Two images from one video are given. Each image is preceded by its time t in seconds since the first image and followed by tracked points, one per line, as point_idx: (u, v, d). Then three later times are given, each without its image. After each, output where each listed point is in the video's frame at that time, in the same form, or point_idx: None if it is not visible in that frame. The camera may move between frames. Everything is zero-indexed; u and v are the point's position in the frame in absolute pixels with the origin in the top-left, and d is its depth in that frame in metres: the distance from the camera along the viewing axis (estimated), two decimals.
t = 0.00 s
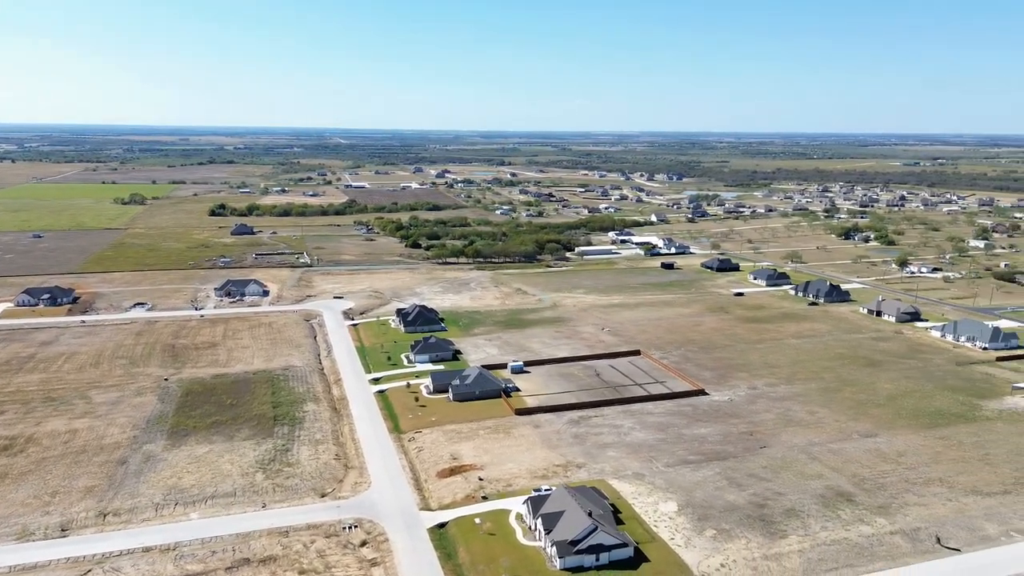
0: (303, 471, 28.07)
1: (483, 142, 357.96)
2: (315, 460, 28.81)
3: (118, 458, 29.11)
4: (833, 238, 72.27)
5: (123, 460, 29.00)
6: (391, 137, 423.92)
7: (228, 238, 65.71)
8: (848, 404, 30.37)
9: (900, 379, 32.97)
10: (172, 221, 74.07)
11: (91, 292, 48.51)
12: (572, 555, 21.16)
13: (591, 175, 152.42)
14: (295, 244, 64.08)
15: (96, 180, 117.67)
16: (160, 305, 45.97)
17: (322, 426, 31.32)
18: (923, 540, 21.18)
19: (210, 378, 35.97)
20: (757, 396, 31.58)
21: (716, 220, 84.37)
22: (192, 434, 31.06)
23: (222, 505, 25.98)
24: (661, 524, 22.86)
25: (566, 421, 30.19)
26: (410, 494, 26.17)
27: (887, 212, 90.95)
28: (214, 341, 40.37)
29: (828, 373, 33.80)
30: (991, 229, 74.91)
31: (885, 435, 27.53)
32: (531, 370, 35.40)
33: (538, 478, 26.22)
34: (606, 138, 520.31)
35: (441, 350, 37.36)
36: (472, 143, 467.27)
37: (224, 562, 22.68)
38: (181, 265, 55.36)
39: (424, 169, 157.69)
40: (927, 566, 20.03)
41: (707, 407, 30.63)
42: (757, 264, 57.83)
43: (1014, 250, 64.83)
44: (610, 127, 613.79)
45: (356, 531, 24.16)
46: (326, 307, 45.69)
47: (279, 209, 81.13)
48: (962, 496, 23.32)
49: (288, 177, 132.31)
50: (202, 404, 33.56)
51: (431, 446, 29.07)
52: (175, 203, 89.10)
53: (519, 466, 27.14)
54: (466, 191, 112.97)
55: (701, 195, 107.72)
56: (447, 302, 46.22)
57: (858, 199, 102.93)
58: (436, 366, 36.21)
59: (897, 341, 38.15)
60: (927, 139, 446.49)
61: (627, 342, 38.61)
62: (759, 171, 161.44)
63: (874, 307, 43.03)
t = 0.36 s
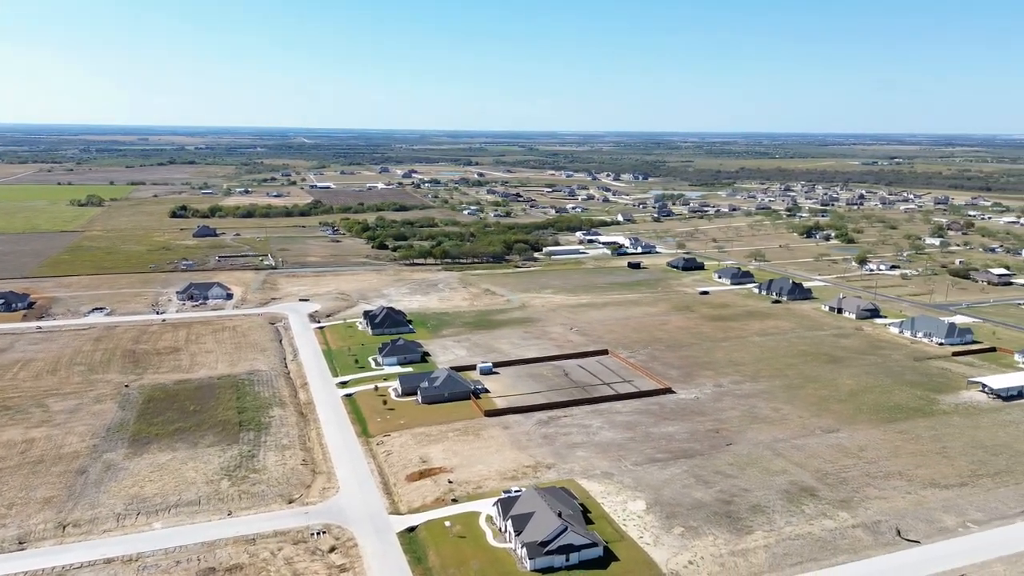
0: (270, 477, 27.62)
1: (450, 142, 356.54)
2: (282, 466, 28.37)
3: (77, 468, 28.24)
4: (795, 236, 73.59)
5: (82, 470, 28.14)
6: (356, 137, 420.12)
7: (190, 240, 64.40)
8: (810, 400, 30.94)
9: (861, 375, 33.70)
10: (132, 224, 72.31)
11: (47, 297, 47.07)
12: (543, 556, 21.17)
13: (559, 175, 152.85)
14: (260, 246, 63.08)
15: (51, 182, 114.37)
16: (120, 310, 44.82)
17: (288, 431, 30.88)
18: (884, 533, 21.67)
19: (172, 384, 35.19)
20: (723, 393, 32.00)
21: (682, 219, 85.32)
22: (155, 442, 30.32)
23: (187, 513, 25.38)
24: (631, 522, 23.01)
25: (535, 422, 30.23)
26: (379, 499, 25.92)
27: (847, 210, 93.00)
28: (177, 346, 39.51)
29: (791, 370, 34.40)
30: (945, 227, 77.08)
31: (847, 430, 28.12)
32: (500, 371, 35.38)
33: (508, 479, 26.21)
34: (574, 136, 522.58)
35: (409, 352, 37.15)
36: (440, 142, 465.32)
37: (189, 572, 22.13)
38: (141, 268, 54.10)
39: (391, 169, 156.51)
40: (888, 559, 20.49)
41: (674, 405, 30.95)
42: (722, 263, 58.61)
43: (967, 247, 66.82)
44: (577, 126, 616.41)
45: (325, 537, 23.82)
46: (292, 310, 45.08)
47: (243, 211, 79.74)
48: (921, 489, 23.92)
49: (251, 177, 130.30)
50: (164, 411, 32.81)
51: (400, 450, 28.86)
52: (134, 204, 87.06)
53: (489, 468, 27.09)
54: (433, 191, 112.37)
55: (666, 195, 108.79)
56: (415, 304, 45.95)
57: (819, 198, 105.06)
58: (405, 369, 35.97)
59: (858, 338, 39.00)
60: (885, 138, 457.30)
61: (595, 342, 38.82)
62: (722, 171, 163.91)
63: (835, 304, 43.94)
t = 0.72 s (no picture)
0: (236, 484, 27.11)
1: (418, 142, 354.19)
2: (248, 473, 27.88)
3: (35, 479, 27.35)
4: (759, 235, 74.75)
5: (40, 481, 27.25)
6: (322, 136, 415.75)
7: (151, 243, 63.02)
8: (775, 398, 31.44)
9: (824, 372, 34.35)
10: (90, 226, 70.50)
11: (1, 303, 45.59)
12: (513, 559, 21.13)
13: (526, 175, 153.11)
14: (223, 248, 62.00)
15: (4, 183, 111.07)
16: (78, 315, 43.63)
17: (254, 438, 30.39)
18: (847, 527, 22.12)
19: (134, 391, 34.36)
20: (690, 392, 32.35)
21: (648, 219, 86.08)
22: (116, 451, 29.55)
23: (150, 523, 24.74)
24: (600, 522, 23.12)
25: (505, 424, 30.21)
26: (348, 504, 25.64)
27: (808, 209, 94.90)
28: (138, 352, 38.61)
29: (756, 368, 34.92)
30: (903, 225, 79.03)
31: (810, 426, 28.65)
32: (469, 373, 35.29)
33: (477, 482, 26.15)
34: (542, 135, 523.60)
35: (377, 355, 36.84)
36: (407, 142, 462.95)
37: None
38: (100, 272, 52.74)
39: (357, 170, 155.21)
40: (851, 552, 20.92)
41: (642, 404, 31.20)
42: (688, 262, 59.27)
43: (924, 245, 68.57)
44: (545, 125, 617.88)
45: (293, 544, 23.44)
46: (258, 314, 44.40)
47: (205, 212, 78.25)
48: (882, 482, 24.48)
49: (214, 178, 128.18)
50: (126, 419, 32.02)
51: (369, 454, 28.60)
52: (92, 206, 84.96)
53: (459, 471, 27.00)
54: (400, 192, 111.56)
55: (633, 195, 109.74)
56: (383, 306, 45.58)
57: (781, 197, 107.01)
58: (373, 372, 35.68)
59: (820, 335, 39.76)
60: (845, 137, 467.13)
61: (564, 342, 38.94)
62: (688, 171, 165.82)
63: (798, 302, 44.74)
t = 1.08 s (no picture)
0: (201, 492, 26.57)
1: (385, 142, 351.15)
2: (213, 480, 27.36)
3: None
4: (724, 234, 75.76)
5: None
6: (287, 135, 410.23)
7: (109, 246, 61.49)
8: (741, 395, 31.90)
9: (787, 369, 34.95)
10: (45, 229, 68.50)
11: None
12: (484, 561, 21.03)
13: (494, 175, 152.98)
14: (185, 251, 60.77)
15: None
16: (34, 321, 42.36)
17: (219, 444, 29.85)
18: (811, 521, 22.54)
19: (93, 399, 33.47)
20: (657, 390, 32.65)
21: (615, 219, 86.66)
22: (75, 460, 28.72)
23: (112, 534, 24.07)
24: (570, 522, 23.20)
25: (474, 426, 30.14)
26: (316, 510, 25.29)
27: (771, 208, 96.44)
28: (98, 358, 37.63)
29: (722, 366, 35.38)
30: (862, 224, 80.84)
31: (775, 423, 29.13)
32: (438, 375, 35.14)
33: (447, 484, 26.05)
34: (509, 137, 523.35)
35: (345, 358, 36.49)
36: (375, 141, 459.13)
37: None
38: (57, 276, 51.29)
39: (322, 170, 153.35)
40: (816, 546, 21.32)
41: (611, 403, 31.41)
42: (654, 262, 59.79)
43: (883, 243, 70.23)
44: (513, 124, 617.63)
45: (260, 551, 23.00)
46: (222, 317, 43.63)
47: (167, 214, 76.69)
48: (845, 477, 25.00)
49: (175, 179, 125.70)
50: (85, 427, 31.17)
51: (337, 459, 28.30)
52: (48, 208, 82.61)
53: (428, 474, 26.87)
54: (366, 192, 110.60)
55: (600, 194, 110.36)
56: (350, 308, 45.15)
57: (745, 196, 108.68)
58: (340, 375, 35.32)
59: (784, 333, 40.45)
60: (807, 136, 475.59)
61: (532, 343, 38.99)
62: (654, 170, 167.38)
63: (762, 300, 45.47)
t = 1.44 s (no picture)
0: (165, 501, 26.00)
1: (352, 141, 347.21)
2: (177, 489, 26.80)
3: None
4: (690, 233, 76.58)
5: None
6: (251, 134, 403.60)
7: (66, 249, 59.86)
8: (707, 393, 32.29)
9: (752, 367, 35.48)
10: None
11: None
12: (454, 564, 20.88)
13: (462, 174, 152.51)
14: (146, 253, 59.43)
15: None
16: None
17: (183, 451, 29.26)
18: (777, 517, 22.91)
19: (51, 407, 32.52)
20: (625, 390, 32.89)
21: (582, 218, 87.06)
22: (32, 470, 27.87)
23: (72, 546, 23.40)
24: (540, 523, 23.24)
25: (443, 428, 30.02)
26: (284, 516, 24.93)
27: (736, 207, 97.78)
28: (56, 365, 36.58)
29: (689, 365, 35.75)
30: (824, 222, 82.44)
31: (741, 420, 29.55)
32: (406, 377, 34.92)
33: (417, 488, 25.90)
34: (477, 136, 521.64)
35: (312, 362, 36.09)
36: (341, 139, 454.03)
37: None
38: (11, 280, 49.75)
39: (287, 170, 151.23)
40: (781, 542, 21.66)
41: (579, 403, 31.55)
42: (621, 261, 60.16)
43: (843, 241, 71.68)
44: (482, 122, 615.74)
45: (227, 560, 22.57)
46: (185, 321, 42.76)
47: (127, 216, 74.96)
48: (809, 472, 25.46)
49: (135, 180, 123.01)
50: (42, 436, 30.26)
51: (305, 464, 27.94)
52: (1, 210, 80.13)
53: (398, 478, 26.68)
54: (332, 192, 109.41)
55: (567, 194, 110.74)
56: (317, 310, 44.62)
57: (710, 195, 110.04)
58: (307, 379, 34.88)
59: (749, 331, 41.05)
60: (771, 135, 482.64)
61: (501, 343, 38.96)
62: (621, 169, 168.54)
63: (727, 298, 46.09)
